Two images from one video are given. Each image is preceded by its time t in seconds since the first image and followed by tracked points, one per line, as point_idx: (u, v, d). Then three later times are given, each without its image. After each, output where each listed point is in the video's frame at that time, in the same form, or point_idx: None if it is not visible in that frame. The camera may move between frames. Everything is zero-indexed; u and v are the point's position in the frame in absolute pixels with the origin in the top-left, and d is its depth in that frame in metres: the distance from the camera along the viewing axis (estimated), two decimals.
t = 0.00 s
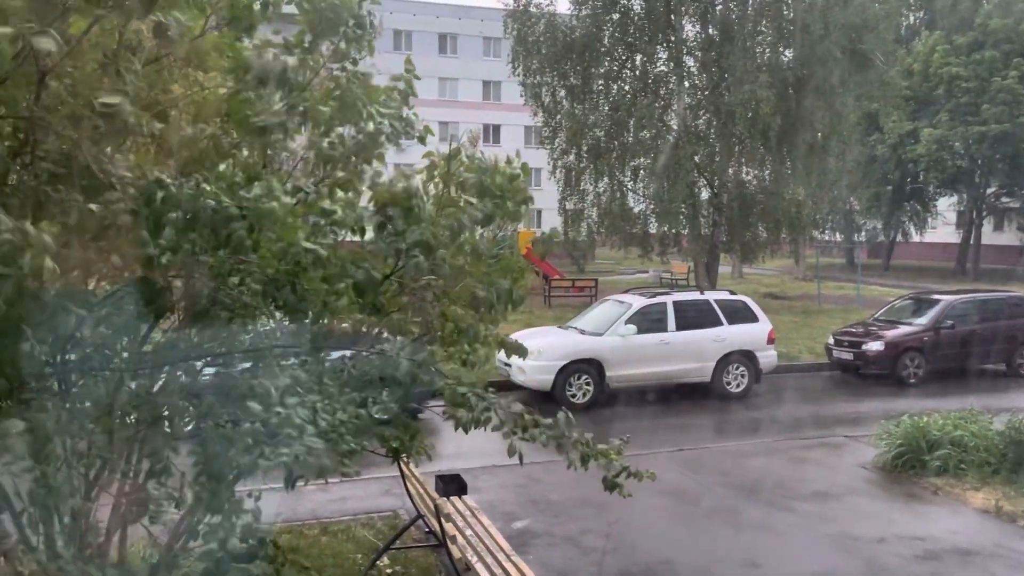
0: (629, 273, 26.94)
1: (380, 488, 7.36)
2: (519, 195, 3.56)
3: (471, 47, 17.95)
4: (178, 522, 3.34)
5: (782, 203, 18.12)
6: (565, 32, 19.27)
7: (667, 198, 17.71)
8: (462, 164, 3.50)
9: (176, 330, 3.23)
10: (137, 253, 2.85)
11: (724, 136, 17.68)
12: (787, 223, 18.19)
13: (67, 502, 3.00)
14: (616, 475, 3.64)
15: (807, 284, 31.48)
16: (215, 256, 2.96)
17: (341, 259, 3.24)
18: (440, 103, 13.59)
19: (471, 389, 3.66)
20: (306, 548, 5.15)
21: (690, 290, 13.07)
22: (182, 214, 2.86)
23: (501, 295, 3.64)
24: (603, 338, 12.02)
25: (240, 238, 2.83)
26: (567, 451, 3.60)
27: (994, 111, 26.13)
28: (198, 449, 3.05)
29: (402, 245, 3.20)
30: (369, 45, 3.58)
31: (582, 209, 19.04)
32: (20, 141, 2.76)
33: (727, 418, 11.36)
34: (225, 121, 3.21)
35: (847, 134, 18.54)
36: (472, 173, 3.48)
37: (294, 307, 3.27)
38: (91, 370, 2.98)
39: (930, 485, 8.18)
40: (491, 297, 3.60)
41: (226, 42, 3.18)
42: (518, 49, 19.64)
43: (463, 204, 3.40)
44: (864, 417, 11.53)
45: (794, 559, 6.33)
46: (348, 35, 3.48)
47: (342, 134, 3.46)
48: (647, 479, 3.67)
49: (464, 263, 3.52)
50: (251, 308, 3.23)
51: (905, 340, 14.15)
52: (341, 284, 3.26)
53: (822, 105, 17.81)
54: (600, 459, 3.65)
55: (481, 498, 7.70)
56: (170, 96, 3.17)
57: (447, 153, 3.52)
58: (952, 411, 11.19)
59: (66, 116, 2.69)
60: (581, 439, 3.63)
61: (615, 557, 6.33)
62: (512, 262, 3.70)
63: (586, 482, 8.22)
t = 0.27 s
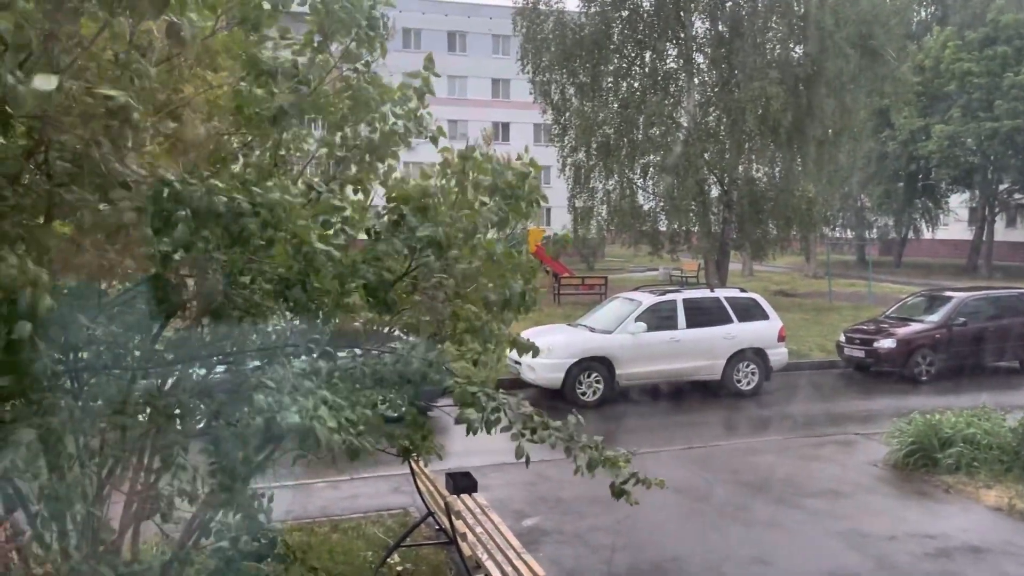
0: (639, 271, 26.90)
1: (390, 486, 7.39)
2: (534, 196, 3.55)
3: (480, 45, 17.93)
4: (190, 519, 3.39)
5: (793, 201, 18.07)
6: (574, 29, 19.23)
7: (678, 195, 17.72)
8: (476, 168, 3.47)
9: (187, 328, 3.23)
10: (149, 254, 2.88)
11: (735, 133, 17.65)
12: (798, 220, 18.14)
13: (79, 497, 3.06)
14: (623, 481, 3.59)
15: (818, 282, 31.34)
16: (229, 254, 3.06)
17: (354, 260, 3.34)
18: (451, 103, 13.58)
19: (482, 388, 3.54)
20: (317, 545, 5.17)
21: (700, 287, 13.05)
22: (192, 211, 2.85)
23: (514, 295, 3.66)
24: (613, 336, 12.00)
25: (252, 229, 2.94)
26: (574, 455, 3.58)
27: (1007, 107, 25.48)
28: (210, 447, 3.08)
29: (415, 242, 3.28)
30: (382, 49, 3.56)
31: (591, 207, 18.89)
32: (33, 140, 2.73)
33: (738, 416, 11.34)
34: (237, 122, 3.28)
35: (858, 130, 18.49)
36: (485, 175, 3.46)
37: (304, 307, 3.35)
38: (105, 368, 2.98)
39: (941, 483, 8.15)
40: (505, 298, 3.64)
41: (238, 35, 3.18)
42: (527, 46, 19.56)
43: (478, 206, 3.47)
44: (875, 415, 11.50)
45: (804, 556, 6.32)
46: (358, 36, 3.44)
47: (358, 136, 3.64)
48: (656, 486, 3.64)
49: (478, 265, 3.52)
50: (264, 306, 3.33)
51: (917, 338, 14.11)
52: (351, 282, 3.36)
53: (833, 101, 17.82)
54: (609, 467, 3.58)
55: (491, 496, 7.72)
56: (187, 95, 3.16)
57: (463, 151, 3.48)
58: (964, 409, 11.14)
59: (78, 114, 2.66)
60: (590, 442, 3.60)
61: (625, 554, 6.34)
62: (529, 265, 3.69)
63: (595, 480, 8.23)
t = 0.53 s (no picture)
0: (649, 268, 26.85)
1: (400, 483, 7.40)
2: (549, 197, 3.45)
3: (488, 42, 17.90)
4: (204, 513, 3.39)
5: (802, 197, 18.01)
6: (583, 26, 19.16)
7: (686, 193, 17.64)
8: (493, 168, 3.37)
9: (200, 325, 3.20)
10: (160, 250, 2.87)
11: (745, 129, 17.62)
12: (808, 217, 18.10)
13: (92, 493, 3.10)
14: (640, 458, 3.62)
15: (828, 278, 31.19)
16: (242, 252, 3.08)
17: (365, 256, 3.47)
18: (461, 100, 13.55)
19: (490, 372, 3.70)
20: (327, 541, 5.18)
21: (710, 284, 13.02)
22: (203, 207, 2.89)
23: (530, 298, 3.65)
24: (623, 333, 11.98)
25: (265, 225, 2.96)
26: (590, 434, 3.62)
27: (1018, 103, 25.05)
28: (224, 443, 3.11)
29: (431, 240, 3.22)
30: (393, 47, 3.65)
31: (600, 204, 19.01)
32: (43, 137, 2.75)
33: (748, 413, 11.32)
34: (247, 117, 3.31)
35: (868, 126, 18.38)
36: (501, 177, 3.37)
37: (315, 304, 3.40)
38: (118, 364, 3.01)
39: (953, 480, 8.12)
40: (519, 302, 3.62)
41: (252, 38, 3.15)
42: (535, 43, 19.55)
43: (492, 210, 3.42)
44: (886, 412, 11.46)
45: (815, 553, 6.32)
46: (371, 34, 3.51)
47: (378, 131, 3.65)
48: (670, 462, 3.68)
49: (491, 266, 3.46)
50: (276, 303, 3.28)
51: (928, 334, 14.05)
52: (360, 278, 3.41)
53: (842, 97, 17.72)
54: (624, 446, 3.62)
55: (500, 492, 7.73)
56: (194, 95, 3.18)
57: (475, 149, 3.48)
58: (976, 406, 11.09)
59: (89, 114, 2.69)
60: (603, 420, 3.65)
61: (635, 551, 6.34)
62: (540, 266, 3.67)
63: (605, 477, 8.23)
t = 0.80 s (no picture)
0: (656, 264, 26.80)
1: (407, 479, 7.42)
2: (554, 194, 3.51)
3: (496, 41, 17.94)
4: (215, 506, 3.38)
5: (809, 194, 18.02)
6: (590, 23, 19.15)
7: (693, 189, 17.85)
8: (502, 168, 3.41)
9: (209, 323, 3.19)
10: (169, 244, 2.91)
11: (752, 126, 17.53)
12: (816, 214, 18.09)
13: (102, 487, 3.11)
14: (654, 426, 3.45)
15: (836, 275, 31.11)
16: (251, 248, 3.11)
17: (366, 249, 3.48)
18: (470, 98, 13.52)
19: (499, 356, 3.57)
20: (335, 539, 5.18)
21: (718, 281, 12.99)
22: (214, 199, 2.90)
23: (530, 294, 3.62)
24: (629, 331, 11.98)
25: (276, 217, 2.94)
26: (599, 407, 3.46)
27: None
28: (236, 438, 3.12)
29: (437, 237, 3.28)
30: (400, 46, 3.61)
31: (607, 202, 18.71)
32: (51, 136, 2.74)
33: (755, 410, 11.31)
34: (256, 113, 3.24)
35: (875, 123, 18.31)
36: (509, 173, 3.40)
37: (322, 298, 3.41)
38: (129, 361, 3.01)
39: (962, 478, 8.09)
40: (525, 299, 3.62)
41: (259, 39, 3.21)
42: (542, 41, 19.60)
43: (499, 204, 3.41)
44: (895, 409, 11.42)
45: (822, 550, 6.31)
46: (379, 36, 3.48)
47: (390, 130, 3.56)
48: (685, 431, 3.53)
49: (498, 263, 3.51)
50: (285, 298, 3.29)
51: (937, 331, 14.00)
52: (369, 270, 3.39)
53: (850, 93, 17.66)
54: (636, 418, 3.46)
55: (507, 489, 7.74)
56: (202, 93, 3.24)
57: (485, 146, 3.55)
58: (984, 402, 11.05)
59: (98, 114, 2.76)
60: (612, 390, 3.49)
61: (642, 548, 6.34)
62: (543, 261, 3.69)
63: (612, 474, 8.23)
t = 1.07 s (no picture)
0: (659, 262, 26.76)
1: (410, 477, 7.42)
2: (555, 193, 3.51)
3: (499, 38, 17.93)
4: (218, 502, 3.43)
5: (812, 191, 17.94)
6: (592, 21, 19.09)
7: (694, 186, 17.53)
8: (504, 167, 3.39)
9: (211, 322, 3.20)
10: (171, 239, 2.89)
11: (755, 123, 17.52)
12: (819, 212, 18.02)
13: (106, 486, 3.12)
14: (652, 432, 3.57)
15: (839, 272, 31.05)
16: (254, 242, 3.07)
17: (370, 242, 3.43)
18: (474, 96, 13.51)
19: (501, 355, 3.66)
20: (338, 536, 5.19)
21: (721, 279, 12.98)
22: (221, 189, 2.90)
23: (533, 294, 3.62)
24: (632, 328, 11.99)
25: (281, 207, 2.98)
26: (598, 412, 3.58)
27: None
28: (238, 435, 3.18)
29: (443, 237, 3.24)
30: (409, 46, 3.62)
31: (609, 198, 18.94)
32: (55, 134, 2.77)
33: (757, 407, 11.31)
34: (262, 113, 3.32)
35: (879, 120, 18.27)
36: (512, 173, 3.35)
37: (325, 297, 3.42)
38: (131, 359, 2.98)
39: (965, 475, 8.08)
40: (526, 298, 3.60)
41: (260, 35, 3.24)
42: (544, 38, 19.62)
43: (503, 203, 3.38)
44: (898, 407, 11.41)
45: (825, 548, 6.31)
46: (387, 36, 3.50)
47: (395, 133, 3.54)
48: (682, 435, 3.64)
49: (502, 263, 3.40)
50: (286, 297, 3.27)
51: (940, 328, 13.98)
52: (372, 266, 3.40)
53: (853, 90, 17.63)
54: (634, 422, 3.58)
55: (509, 487, 7.74)
56: (206, 92, 3.26)
57: (488, 146, 3.48)
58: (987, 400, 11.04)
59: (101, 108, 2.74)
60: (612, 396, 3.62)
61: (645, 546, 6.35)
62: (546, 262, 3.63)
63: (615, 471, 8.23)
